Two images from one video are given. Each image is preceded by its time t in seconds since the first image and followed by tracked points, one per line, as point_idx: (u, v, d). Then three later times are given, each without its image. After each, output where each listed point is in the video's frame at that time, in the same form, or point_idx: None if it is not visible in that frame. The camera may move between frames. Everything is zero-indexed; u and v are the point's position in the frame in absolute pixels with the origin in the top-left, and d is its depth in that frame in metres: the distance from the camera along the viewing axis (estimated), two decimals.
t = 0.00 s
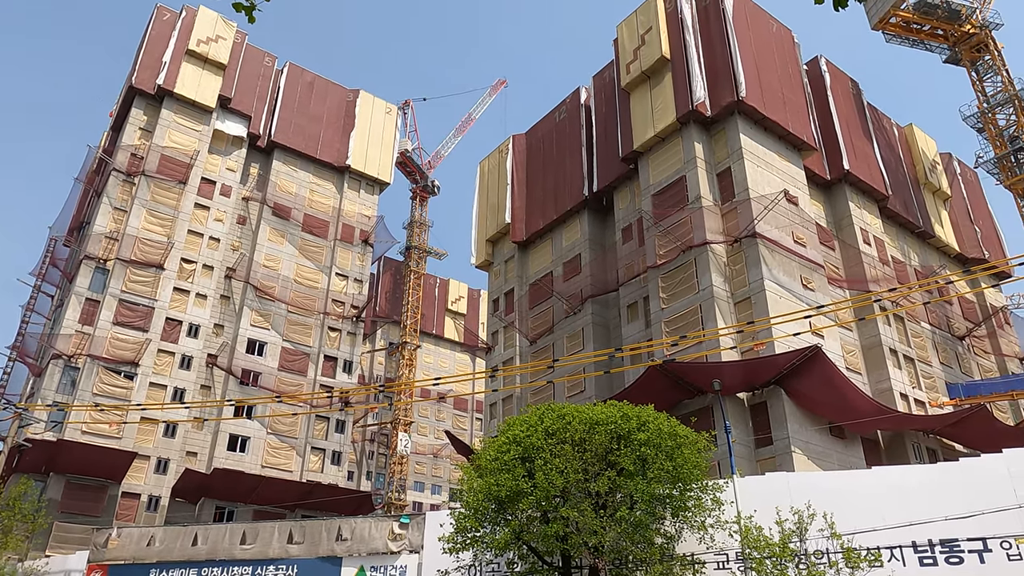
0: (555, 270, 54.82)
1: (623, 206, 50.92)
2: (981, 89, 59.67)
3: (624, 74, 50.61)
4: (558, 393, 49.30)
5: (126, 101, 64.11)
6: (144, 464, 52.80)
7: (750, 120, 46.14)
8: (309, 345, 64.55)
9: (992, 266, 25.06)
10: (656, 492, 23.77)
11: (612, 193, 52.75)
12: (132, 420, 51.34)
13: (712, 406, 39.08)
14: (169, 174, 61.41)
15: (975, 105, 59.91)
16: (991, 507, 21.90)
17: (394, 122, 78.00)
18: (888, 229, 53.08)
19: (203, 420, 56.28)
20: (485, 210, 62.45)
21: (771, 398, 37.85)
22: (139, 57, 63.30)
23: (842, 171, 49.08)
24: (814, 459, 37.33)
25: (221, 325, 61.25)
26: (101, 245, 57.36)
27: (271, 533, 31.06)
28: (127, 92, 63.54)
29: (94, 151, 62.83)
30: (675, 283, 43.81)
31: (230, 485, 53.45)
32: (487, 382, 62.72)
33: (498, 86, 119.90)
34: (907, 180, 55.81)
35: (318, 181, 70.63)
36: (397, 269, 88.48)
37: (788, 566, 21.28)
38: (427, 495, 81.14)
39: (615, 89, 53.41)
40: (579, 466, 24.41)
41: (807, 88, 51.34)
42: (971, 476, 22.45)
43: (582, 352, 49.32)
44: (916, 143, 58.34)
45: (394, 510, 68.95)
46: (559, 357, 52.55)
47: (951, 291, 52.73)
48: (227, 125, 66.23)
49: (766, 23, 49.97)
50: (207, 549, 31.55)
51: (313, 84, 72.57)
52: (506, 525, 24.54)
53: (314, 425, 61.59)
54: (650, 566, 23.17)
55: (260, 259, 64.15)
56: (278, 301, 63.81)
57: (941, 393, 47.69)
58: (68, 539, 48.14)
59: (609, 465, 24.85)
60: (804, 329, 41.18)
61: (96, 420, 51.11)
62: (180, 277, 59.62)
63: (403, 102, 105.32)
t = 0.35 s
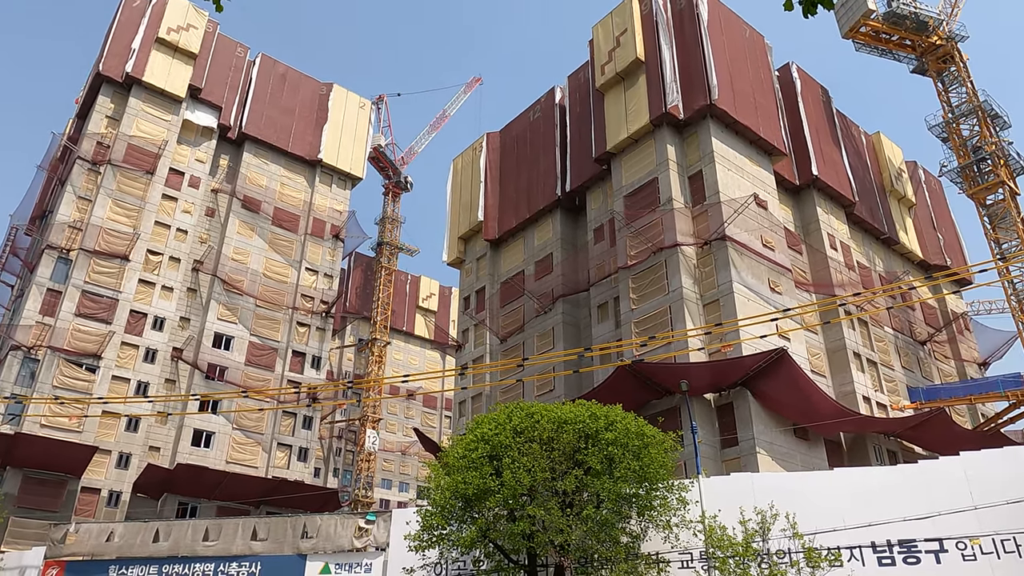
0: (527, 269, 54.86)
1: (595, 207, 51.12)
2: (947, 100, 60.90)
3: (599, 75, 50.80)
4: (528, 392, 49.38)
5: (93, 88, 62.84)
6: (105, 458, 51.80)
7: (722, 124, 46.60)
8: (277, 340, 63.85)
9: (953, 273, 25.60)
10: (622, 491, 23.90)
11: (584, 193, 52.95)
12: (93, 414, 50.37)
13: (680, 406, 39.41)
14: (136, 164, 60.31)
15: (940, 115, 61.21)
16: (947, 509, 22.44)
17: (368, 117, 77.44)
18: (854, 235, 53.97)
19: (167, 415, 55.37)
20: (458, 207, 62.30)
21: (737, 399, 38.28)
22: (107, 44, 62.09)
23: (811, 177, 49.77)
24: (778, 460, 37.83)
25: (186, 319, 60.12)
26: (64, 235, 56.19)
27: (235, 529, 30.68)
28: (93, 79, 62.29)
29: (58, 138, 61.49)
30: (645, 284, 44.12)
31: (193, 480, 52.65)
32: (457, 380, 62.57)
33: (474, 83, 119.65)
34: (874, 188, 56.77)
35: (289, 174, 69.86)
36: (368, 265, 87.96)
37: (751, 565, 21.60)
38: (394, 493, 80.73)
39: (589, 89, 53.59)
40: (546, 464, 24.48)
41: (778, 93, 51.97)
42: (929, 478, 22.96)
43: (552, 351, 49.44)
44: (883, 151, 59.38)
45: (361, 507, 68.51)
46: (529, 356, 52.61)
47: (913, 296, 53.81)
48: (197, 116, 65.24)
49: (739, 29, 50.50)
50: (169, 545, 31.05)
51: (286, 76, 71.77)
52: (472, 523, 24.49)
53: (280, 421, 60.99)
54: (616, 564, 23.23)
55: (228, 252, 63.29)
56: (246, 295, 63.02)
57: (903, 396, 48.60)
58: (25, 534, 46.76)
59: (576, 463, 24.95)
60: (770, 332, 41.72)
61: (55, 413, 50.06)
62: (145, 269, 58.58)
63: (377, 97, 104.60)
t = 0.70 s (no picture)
0: (499, 269, 54.84)
1: (568, 208, 51.28)
2: (914, 111, 62.12)
3: (574, 77, 50.98)
4: (497, 391, 49.38)
5: (59, 75, 61.53)
6: (65, 454, 50.72)
7: (695, 129, 47.04)
8: (245, 336, 63.03)
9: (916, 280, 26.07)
10: (589, 492, 24.01)
11: (558, 194, 53.08)
12: (54, 408, 49.32)
13: (648, 408, 39.68)
14: (103, 154, 59.15)
15: (907, 125, 62.39)
16: (906, 512, 22.99)
17: (341, 112, 76.83)
18: (822, 241, 54.80)
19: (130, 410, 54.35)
20: (431, 205, 62.09)
21: (705, 402, 38.68)
22: (75, 31, 60.80)
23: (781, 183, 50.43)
24: (744, 462, 38.26)
25: (152, 313, 59.54)
26: (27, 225, 54.97)
27: (199, 527, 30.17)
28: (60, 66, 60.99)
29: (22, 126, 60.08)
30: (616, 286, 44.35)
31: (156, 477, 51.74)
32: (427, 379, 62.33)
33: (449, 82, 119.32)
34: (841, 195, 57.69)
35: (260, 168, 69.04)
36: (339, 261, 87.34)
37: (714, 566, 21.82)
38: (361, 492, 80.17)
39: (564, 91, 53.76)
40: (514, 464, 24.51)
41: (751, 100, 52.60)
42: (890, 481, 23.47)
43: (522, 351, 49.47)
44: (851, 159, 60.39)
45: (327, 506, 67.92)
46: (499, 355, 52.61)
47: (878, 303, 54.81)
48: (167, 107, 64.18)
49: (714, 36, 51.02)
50: (130, 544, 30.51)
51: (259, 69, 70.92)
52: (439, 522, 24.43)
53: (246, 418, 60.27)
54: (582, 565, 23.32)
55: (197, 246, 62.38)
56: (214, 290, 62.14)
57: (866, 401, 49.43)
58: None
59: (544, 464, 25.02)
60: (738, 335, 42.22)
61: (14, 407, 48.91)
62: (111, 262, 57.44)
63: (352, 93, 103.82)
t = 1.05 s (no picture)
0: (471, 269, 54.75)
1: (541, 210, 51.36)
2: (881, 123, 63.31)
3: (549, 80, 51.10)
4: (467, 392, 49.30)
5: (24, 63, 60.22)
6: (22, 450, 49.59)
7: (668, 134, 47.41)
8: (212, 333, 62.15)
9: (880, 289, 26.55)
10: (557, 494, 24.03)
11: (531, 196, 53.17)
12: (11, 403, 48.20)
13: (617, 411, 39.89)
14: (68, 145, 58.00)
15: (875, 137, 63.58)
16: (867, 516, 23.41)
17: (315, 109, 76.14)
18: (790, 249, 55.57)
19: (92, 406, 53.27)
20: (404, 205, 61.79)
21: (673, 405, 38.98)
22: (42, 18, 59.50)
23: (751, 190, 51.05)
24: (710, 466, 38.61)
25: (117, 308, 58.27)
26: None
27: (160, 526, 29.63)
28: (25, 53, 59.69)
29: None
30: (588, 289, 44.52)
31: (117, 476, 50.76)
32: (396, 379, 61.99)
33: (424, 81, 118.87)
34: (810, 204, 58.56)
35: (231, 163, 68.15)
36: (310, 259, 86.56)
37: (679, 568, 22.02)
38: (328, 492, 79.44)
39: (540, 93, 53.86)
40: (483, 465, 24.46)
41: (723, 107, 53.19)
42: (852, 486, 23.85)
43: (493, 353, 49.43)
44: (820, 169, 61.35)
45: (293, 506, 67.22)
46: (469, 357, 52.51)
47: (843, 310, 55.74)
48: (136, 98, 63.07)
49: (688, 43, 51.51)
50: (88, 543, 29.89)
51: (231, 63, 70.01)
52: (406, 523, 24.29)
53: (212, 416, 59.48)
54: (548, 566, 23.34)
55: (164, 240, 61.39)
56: (180, 285, 61.18)
57: (830, 407, 50.18)
58: None
59: (512, 465, 25.00)
60: (707, 340, 42.65)
61: None
62: (74, 255, 56.28)
63: (326, 89, 102.97)
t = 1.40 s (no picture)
0: (440, 268, 54.60)
1: (512, 211, 51.40)
2: (847, 134, 64.50)
3: (523, 81, 51.18)
4: (434, 392, 49.14)
5: None
6: None
7: (639, 139, 47.77)
8: (175, 327, 61.13)
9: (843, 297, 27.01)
10: (522, 494, 24.04)
11: (502, 196, 53.18)
12: None
13: (583, 413, 40.07)
14: (29, 132, 56.66)
15: (841, 147, 64.76)
16: (826, 519, 23.80)
17: (286, 103, 75.28)
18: (757, 255, 56.32)
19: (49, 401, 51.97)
20: (374, 202, 61.38)
21: (639, 408, 39.28)
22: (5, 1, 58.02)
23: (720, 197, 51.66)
24: (674, 468, 38.94)
25: (77, 300, 56.93)
26: None
27: (118, 524, 29.03)
28: None
29: None
30: (557, 291, 44.66)
31: (74, 472, 49.66)
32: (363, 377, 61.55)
33: (398, 79, 118.16)
34: (777, 211, 59.44)
35: (198, 156, 67.08)
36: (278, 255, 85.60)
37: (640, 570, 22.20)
38: (291, 490, 78.60)
39: (513, 94, 53.90)
40: (448, 466, 24.39)
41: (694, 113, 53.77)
42: (813, 490, 24.21)
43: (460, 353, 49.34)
44: (787, 177, 62.30)
45: (255, 504, 66.39)
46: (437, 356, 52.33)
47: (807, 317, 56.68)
48: (102, 86, 61.80)
49: (661, 49, 51.96)
50: (42, 539, 29.03)
51: (201, 53, 68.94)
52: (369, 523, 24.12)
53: (174, 412, 58.56)
54: (511, 567, 23.36)
55: (128, 232, 60.21)
56: (144, 278, 60.06)
57: (792, 412, 50.94)
58: None
59: (478, 465, 24.98)
60: (673, 344, 43.04)
61: None
62: (33, 245, 54.95)
63: (297, 83, 101.82)
